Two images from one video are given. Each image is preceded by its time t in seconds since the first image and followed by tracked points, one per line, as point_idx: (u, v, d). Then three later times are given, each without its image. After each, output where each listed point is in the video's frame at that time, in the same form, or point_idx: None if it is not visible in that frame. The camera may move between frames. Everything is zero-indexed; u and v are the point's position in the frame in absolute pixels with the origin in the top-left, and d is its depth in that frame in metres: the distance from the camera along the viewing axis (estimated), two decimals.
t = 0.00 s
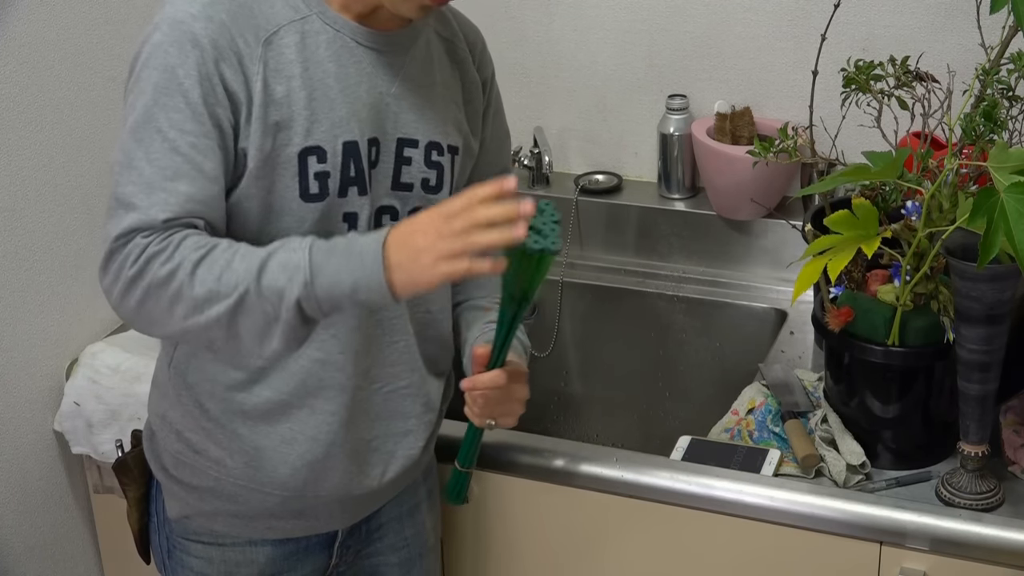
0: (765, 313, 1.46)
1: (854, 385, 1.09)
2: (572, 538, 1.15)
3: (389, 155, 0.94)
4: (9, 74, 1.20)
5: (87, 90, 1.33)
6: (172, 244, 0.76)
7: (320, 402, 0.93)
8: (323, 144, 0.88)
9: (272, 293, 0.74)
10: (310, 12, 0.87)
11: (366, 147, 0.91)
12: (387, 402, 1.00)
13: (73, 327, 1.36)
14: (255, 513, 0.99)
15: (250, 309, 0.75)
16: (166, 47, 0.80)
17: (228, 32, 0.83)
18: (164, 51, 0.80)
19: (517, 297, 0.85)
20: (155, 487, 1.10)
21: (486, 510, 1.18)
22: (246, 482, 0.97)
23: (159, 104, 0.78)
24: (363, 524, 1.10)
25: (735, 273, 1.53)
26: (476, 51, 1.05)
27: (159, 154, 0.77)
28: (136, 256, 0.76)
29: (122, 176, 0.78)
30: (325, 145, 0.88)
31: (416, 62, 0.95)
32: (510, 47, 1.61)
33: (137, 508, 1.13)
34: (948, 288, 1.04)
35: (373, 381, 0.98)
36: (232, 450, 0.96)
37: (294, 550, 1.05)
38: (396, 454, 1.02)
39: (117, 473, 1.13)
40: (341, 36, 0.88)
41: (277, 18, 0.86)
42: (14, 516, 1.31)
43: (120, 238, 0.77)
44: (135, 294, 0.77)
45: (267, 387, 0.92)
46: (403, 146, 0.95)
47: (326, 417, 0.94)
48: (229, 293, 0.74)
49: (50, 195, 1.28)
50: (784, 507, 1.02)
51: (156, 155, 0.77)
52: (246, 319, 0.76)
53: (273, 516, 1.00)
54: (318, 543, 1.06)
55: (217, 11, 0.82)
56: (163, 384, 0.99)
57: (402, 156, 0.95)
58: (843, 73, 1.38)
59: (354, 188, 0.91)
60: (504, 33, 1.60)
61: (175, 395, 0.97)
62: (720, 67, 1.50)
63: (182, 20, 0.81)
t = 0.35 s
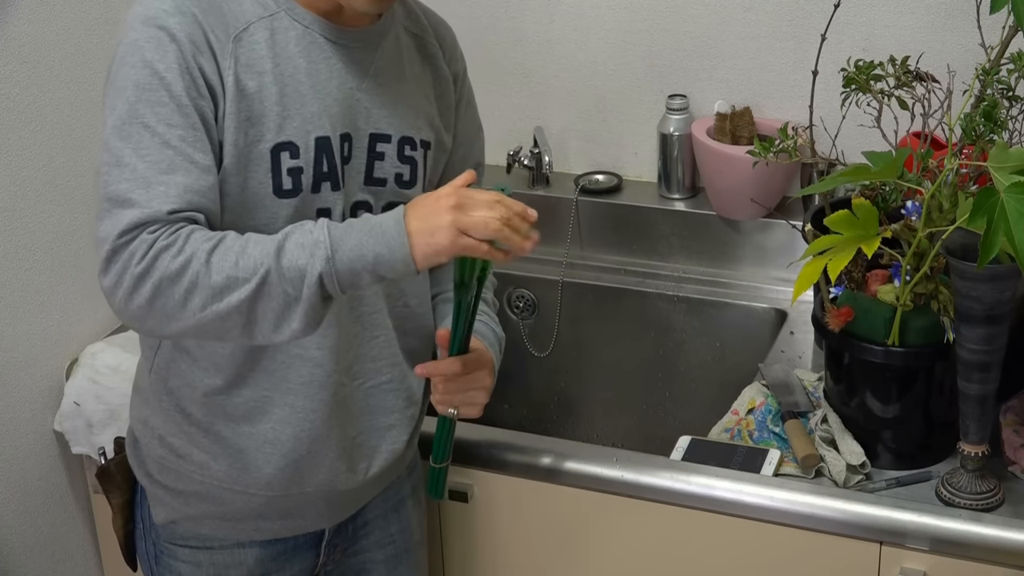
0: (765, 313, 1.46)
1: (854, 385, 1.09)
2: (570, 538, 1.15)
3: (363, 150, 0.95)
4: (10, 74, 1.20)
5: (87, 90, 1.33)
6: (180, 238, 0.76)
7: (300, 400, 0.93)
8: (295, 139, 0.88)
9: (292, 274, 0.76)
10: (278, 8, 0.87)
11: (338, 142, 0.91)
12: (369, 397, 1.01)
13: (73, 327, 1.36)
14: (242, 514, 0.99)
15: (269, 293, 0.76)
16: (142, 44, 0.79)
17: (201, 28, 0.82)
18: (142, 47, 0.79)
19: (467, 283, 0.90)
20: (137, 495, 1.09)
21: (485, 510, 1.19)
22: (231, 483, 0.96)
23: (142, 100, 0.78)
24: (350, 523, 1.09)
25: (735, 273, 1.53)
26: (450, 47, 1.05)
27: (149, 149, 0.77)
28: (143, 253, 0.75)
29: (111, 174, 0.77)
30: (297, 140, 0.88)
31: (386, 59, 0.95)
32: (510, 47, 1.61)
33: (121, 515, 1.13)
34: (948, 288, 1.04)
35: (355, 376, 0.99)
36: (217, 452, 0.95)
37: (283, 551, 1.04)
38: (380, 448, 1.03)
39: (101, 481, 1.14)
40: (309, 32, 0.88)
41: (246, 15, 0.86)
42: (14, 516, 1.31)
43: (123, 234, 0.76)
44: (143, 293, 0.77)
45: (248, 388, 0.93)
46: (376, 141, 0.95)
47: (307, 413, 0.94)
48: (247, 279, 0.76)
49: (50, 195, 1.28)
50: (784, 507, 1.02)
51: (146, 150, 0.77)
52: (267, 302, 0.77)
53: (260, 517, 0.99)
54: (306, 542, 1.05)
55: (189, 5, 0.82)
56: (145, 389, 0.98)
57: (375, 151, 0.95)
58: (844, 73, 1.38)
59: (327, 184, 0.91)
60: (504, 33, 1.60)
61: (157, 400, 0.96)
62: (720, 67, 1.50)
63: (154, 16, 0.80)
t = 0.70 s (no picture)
0: (765, 313, 1.46)
1: (854, 385, 1.09)
2: (569, 538, 1.15)
3: (341, 150, 0.95)
4: (10, 74, 1.21)
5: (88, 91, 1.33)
6: (145, 247, 0.76)
7: (286, 403, 0.94)
8: (267, 144, 0.89)
9: (258, 284, 0.76)
10: (249, 13, 0.88)
11: (313, 145, 0.91)
12: (356, 398, 1.01)
13: (73, 327, 1.36)
14: (230, 518, 0.98)
15: (234, 302, 0.77)
16: (111, 54, 0.80)
17: (169, 36, 0.83)
18: (110, 58, 0.80)
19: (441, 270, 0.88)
20: (127, 502, 1.09)
21: (484, 510, 1.19)
22: (217, 487, 0.96)
23: (111, 111, 0.79)
24: (339, 524, 1.10)
25: (735, 273, 1.53)
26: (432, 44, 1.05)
27: (118, 159, 0.78)
28: (109, 263, 0.76)
29: (82, 184, 0.78)
30: (270, 145, 0.89)
31: (365, 60, 0.96)
32: (510, 47, 1.61)
33: (110, 520, 1.14)
34: (948, 288, 1.04)
35: (339, 379, 0.98)
36: (205, 457, 0.95)
37: (271, 553, 1.03)
38: (368, 450, 1.03)
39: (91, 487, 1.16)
40: (281, 35, 0.89)
41: (217, 21, 0.86)
42: (14, 516, 1.31)
43: (91, 244, 0.77)
44: (111, 303, 0.78)
45: (233, 393, 0.93)
46: (353, 142, 0.95)
47: (291, 417, 0.94)
48: (212, 288, 0.76)
49: (51, 195, 1.28)
50: (785, 507, 1.02)
51: (115, 160, 0.78)
52: (232, 312, 0.77)
53: (248, 520, 0.99)
54: (295, 544, 1.05)
55: (158, 13, 0.83)
56: (132, 395, 0.98)
57: (353, 152, 0.95)
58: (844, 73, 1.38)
59: (303, 188, 0.92)
60: (503, 33, 1.61)
61: (144, 407, 0.96)
62: (720, 67, 1.50)
63: (122, 26, 0.81)
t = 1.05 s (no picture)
0: (765, 313, 1.46)
1: (854, 385, 1.09)
2: (569, 538, 1.15)
3: (331, 154, 0.94)
4: (10, 74, 1.21)
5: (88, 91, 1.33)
6: (128, 247, 0.77)
7: (271, 407, 0.94)
8: (253, 148, 0.89)
9: (237, 286, 0.76)
10: (239, 17, 0.88)
11: (300, 150, 0.91)
12: (344, 405, 1.00)
13: (73, 327, 1.36)
14: (217, 518, 0.98)
15: (214, 303, 0.77)
16: (98, 56, 0.81)
17: (156, 38, 0.83)
18: (98, 59, 0.81)
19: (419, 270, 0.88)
20: (120, 497, 1.09)
21: (484, 510, 1.19)
22: (204, 487, 0.96)
23: (97, 112, 0.79)
24: (332, 527, 1.09)
25: (735, 272, 1.53)
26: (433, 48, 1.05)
27: (104, 160, 0.79)
28: (93, 262, 0.77)
29: (68, 185, 0.79)
30: (255, 149, 0.89)
31: (360, 64, 0.96)
32: (510, 47, 1.61)
33: (105, 513, 1.16)
34: (948, 288, 1.05)
35: (326, 384, 0.98)
36: (192, 458, 0.95)
37: (259, 555, 1.03)
38: (356, 457, 1.02)
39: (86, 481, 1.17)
40: (270, 39, 0.89)
41: (206, 24, 0.86)
42: (13, 516, 1.31)
43: (76, 243, 0.77)
44: (94, 302, 0.78)
45: (219, 396, 0.93)
46: (345, 147, 0.95)
47: (276, 423, 0.94)
48: (192, 289, 0.76)
49: (51, 195, 1.28)
50: (784, 507, 1.02)
51: (101, 161, 0.79)
52: (211, 312, 0.77)
53: (235, 521, 0.99)
54: (283, 547, 1.04)
55: (145, 15, 0.83)
56: (122, 393, 0.98)
57: (343, 157, 0.95)
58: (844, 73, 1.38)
59: (289, 193, 0.91)
60: (503, 33, 1.61)
61: (134, 406, 0.97)
62: (720, 67, 1.50)
63: (109, 29, 0.82)
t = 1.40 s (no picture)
0: (765, 313, 1.46)
1: (854, 385, 1.09)
2: (568, 538, 1.15)
3: (331, 156, 0.94)
4: (9, 74, 1.21)
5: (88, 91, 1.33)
6: (128, 252, 0.77)
7: (269, 410, 0.94)
8: (252, 150, 0.89)
9: (233, 296, 0.76)
10: (239, 19, 0.88)
11: (299, 152, 0.91)
12: (344, 407, 1.00)
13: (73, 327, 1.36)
14: (216, 520, 0.98)
15: (210, 312, 0.76)
16: (96, 58, 0.81)
17: (155, 41, 0.83)
18: (96, 62, 0.81)
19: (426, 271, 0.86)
20: (119, 499, 1.09)
21: (484, 510, 1.19)
22: (203, 490, 0.96)
23: (96, 115, 0.80)
24: (331, 530, 1.09)
25: (735, 273, 1.53)
26: (435, 50, 1.05)
27: (103, 163, 0.79)
28: (93, 266, 0.77)
29: (67, 188, 0.79)
30: (254, 151, 0.89)
31: (361, 66, 0.96)
32: (510, 47, 1.61)
33: (105, 514, 1.16)
34: (948, 288, 1.05)
35: (327, 387, 0.98)
36: (191, 461, 0.95)
37: (258, 557, 1.03)
38: (356, 460, 1.02)
39: (86, 482, 1.17)
40: (270, 40, 0.89)
41: (205, 26, 0.86)
42: (13, 516, 1.31)
43: (76, 246, 0.78)
44: (94, 307, 0.78)
45: (218, 398, 0.93)
46: (345, 150, 0.95)
47: (276, 425, 0.94)
48: (188, 297, 0.76)
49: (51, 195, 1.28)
50: (784, 507, 1.02)
51: (99, 164, 0.79)
52: (208, 321, 0.77)
53: (234, 523, 0.99)
54: (282, 549, 1.04)
55: (143, 18, 0.83)
56: (121, 395, 0.99)
57: (344, 159, 0.95)
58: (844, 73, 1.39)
59: (287, 195, 0.91)
60: (503, 33, 1.61)
61: (133, 407, 0.97)
62: (720, 67, 1.50)
63: (108, 31, 0.82)
